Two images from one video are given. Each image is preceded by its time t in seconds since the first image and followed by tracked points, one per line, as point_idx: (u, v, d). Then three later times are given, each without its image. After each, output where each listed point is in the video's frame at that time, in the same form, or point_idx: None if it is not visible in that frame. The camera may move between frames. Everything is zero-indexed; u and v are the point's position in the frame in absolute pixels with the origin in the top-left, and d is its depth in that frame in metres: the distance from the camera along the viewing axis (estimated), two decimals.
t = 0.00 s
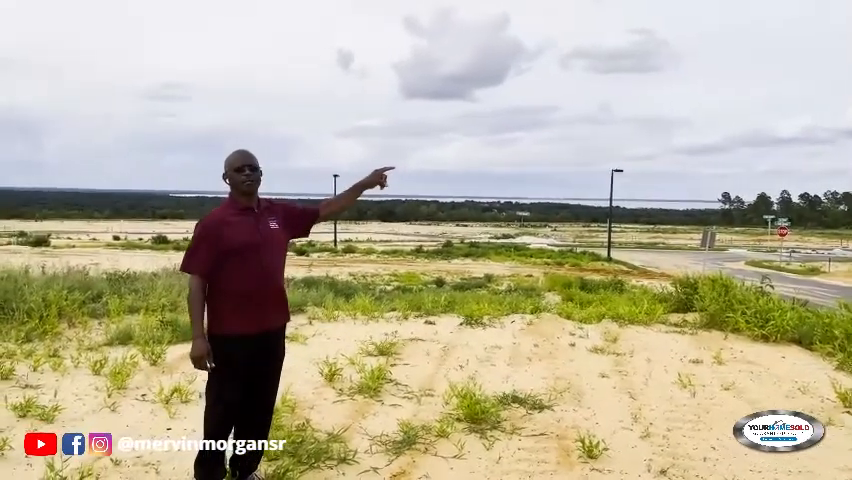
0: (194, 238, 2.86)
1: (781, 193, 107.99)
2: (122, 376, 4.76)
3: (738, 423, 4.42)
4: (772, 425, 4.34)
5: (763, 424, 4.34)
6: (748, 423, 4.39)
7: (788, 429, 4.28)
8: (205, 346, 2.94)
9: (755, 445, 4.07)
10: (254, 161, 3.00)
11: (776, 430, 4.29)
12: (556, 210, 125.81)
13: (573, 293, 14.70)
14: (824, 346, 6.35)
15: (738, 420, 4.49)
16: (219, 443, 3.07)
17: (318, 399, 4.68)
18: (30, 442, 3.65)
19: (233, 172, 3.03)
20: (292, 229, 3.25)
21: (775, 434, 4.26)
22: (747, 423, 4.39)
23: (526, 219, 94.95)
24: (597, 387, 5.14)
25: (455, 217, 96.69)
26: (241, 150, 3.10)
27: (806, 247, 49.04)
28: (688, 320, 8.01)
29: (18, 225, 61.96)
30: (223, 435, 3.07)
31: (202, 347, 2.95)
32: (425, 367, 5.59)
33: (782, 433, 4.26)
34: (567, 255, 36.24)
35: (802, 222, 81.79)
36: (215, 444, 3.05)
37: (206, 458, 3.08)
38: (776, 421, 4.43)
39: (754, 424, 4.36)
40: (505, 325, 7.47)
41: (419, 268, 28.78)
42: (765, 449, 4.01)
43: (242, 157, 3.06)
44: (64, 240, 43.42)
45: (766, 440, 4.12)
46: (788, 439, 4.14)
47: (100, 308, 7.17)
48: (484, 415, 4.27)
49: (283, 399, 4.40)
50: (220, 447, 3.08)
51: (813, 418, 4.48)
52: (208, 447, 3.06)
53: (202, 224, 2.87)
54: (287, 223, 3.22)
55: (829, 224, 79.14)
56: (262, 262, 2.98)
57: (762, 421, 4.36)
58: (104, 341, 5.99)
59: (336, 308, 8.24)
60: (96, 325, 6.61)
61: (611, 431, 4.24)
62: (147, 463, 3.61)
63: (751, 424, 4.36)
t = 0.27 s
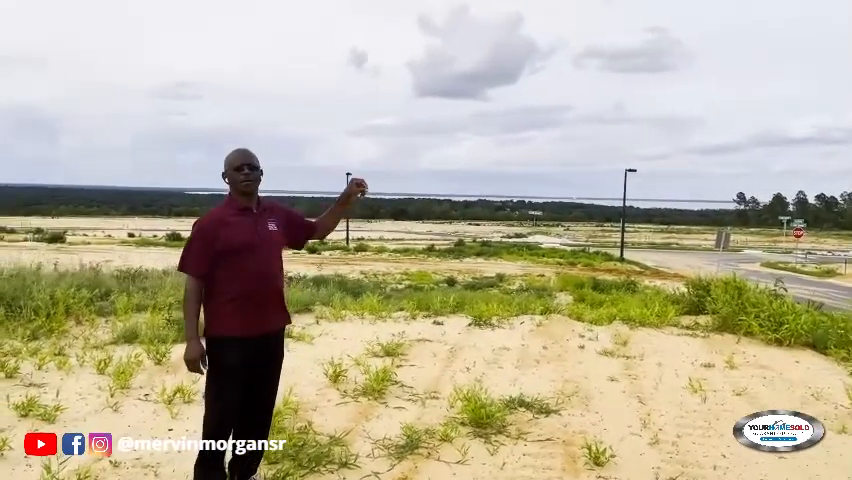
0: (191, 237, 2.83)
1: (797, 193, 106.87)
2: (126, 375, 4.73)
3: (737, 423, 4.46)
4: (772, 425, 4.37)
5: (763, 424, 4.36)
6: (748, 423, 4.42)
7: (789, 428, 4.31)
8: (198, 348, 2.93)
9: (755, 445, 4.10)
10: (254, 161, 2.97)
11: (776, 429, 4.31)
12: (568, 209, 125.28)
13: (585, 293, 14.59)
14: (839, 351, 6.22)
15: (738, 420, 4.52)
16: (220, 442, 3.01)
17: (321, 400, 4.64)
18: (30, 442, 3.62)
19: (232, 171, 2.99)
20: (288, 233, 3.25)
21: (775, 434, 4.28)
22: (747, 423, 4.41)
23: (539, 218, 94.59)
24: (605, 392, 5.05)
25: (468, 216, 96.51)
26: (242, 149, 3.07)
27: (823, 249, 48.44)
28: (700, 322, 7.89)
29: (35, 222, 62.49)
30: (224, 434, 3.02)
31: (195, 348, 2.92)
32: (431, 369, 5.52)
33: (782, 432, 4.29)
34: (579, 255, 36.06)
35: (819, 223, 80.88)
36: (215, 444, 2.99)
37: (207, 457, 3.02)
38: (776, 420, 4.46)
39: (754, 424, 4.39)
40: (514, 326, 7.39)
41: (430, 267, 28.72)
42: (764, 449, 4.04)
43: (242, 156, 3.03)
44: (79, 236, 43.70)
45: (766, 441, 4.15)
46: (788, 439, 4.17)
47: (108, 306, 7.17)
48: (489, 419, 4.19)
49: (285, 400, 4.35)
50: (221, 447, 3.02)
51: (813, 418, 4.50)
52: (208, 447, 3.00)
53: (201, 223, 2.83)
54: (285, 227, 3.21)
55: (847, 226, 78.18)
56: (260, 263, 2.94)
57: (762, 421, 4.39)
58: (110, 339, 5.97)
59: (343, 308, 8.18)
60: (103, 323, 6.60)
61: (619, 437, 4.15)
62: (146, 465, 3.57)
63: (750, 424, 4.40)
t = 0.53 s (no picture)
0: (191, 238, 2.80)
1: (813, 195, 105.70)
2: (129, 375, 4.73)
3: (737, 423, 4.50)
4: (772, 425, 4.42)
5: (763, 424, 4.42)
6: (748, 423, 4.47)
7: (789, 428, 4.36)
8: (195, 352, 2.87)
9: (755, 445, 4.16)
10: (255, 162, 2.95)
11: (776, 430, 4.37)
12: (581, 210, 124.81)
13: (595, 295, 14.48)
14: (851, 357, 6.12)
15: (738, 419, 4.57)
16: (220, 442, 2.98)
17: (323, 403, 4.61)
18: (30, 442, 3.62)
19: (231, 172, 2.96)
20: (283, 237, 3.23)
21: (775, 434, 4.34)
22: (747, 423, 4.46)
23: (551, 219, 94.24)
24: (611, 396, 4.98)
25: (479, 217, 96.27)
26: (240, 150, 3.05)
27: (839, 251, 47.88)
28: (710, 326, 7.80)
29: (49, 219, 62.98)
30: (223, 434, 2.98)
31: (193, 352, 2.87)
32: (435, 371, 5.47)
33: (782, 432, 4.34)
34: (591, 256, 35.83)
35: (835, 226, 79.96)
36: (215, 444, 2.96)
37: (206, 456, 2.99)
38: (776, 420, 4.51)
39: (754, 424, 4.44)
40: (521, 328, 7.33)
41: (441, 267, 28.67)
42: (764, 449, 4.10)
43: (241, 158, 3.01)
44: (92, 235, 43.96)
45: (766, 441, 4.21)
46: (788, 439, 4.23)
47: (114, 305, 7.18)
48: (492, 424, 4.15)
49: (286, 403, 4.33)
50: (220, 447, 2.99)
51: (812, 418, 4.55)
52: (209, 447, 2.97)
53: (200, 225, 2.80)
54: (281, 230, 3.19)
55: None
56: (259, 265, 2.92)
57: (762, 421, 4.44)
58: (116, 339, 5.97)
59: (350, 309, 8.16)
60: (109, 323, 6.61)
61: (623, 444, 4.09)
62: (145, 467, 3.55)
63: (751, 424, 4.45)
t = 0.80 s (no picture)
0: (193, 240, 2.76)
1: (826, 198, 104.75)
2: (133, 375, 4.73)
3: (738, 423, 4.53)
4: (772, 425, 4.45)
5: (763, 424, 4.44)
6: (747, 423, 4.49)
7: (789, 428, 4.39)
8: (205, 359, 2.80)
9: (755, 445, 4.19)
10: (251, 163, 2.96)
11: (775, 430, 4.40)
12: (591, 212, 124.37)
13: (604, 297, 14.39)
14: None
15: (738, 419, 4.59)
16: (220, 443, 2.95)
17: (327, 404, 4.59)
18: (30, 442, 3.62)
19: (226, 173, 2.95)
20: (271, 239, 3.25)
21: (775, 434, 4.37)
22: (747, 423, 4.48)
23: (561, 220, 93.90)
24: (617, 400, 4.93)
25: (489, 218, 96.11)
26: (231, 151, 3.04)
27: None
28: (719, 330, 7.73)
29: (62, 219, 63.47)
30: (223, 434, 2.95)
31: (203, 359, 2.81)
32: (440, 373, 5.45)
33: (782, 433, 4.38)
34: (600, 258, 35.65)
35: (848, 229, 79.20)
36: (215, 444, 2.92)
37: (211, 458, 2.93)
38: (776, 421, 4.54)
39: (754, 424, 4.46)
40: (528, 331, 7.29)
41: (450, 268, 28.62)
42: (764, 449, 4.13)
43: (234, 158, 3.00)
44: (103, 234, 44.19)
45: (766, 441, 4.24)
46: (788, 439, 4.26)
47: (121, 304, 7.20)
48: (495, 426, 4.12)
49: (290, 404, 4.31)
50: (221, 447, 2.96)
51: (813, 418, 4.58)
52: (208, 447, 2.92)
53: (202, 227, 2.77)
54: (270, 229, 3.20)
55: None
56: (258, 267, 2.93)
57: (762, 421, 4.47)
58: (122, 339, 5.99)
59: (356, 310, 8.14)
60: (116, 322, 6.63)
61: (627, 448, 4.04)
62: (145, 468, 3.54)
63: (751, 424, 4.47)
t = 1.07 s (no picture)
0: (200, 249, 2.73)
1: (837, 201, 104.04)
2: (138, 377, 4.73)
3: (738, 423, 4.58)
4: (772, 425, 4.51)
5: (763, 424, 4.51)
6: (748, 423, 4.54)
7: (789, 428, 4.45)
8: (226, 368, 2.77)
9: (755, 444, 4.25)
10: (247, 167, 2.97)
11: (776, 430, 4.46)
12: (599, 214, 123.96)
13: (612, 300, 14.32)
14: None
15: (739, 419, 4.65)
16: (221, 443, 2.94)
17: (333, 407, 4.58)
18: (30, 442, 3.64)
19: (221, 177, 2.92)
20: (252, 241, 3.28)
21: (775, 434, 4.44)
22: (747, 423, 4.54)
23: (569, 223, 93.61)
24: (624, 404, 4.89)
25: (497, 221, 95.97)
26: (220, 154, 3.00)
27: None
28: (727, 334, 7.67)
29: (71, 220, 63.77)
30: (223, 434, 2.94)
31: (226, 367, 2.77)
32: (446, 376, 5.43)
33: (782, 432, 4.44)
34: (608, 261, 35.53)
35: None
36: (215, 444, 2.91)
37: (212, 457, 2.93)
38: (776, 421, 4.59)
39: (754, 424, 4.52)
40: (535, 334, 7.26)
41: (457, 271, 28.55)
42: (765, 449, 4.20)
43: (228, 162, 2.97)
44: (111, 236, 44.33)
45: (767, 441, 4.30)
46: (788, 439, 4.33)
47: (127, 306, 7.21)
48: (500, 431, 4.10)
49: (295, 408, 4.30)
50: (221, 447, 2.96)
51: (813, 418, 4.64)
52: (208, 447, 2.90)
53: (208, 235, 2.74)
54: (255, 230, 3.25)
55: None
56: (254, 271, 2.98)
57: (763, 421, 4.53)
58: (127, 340, 5.99)
59: (363, 312, 8.12)
60: (122, 324, 6.64)
61: (634, 453, 4.01)
62: (149, 471, 3.53)
63: (751, 424, 4.53)
